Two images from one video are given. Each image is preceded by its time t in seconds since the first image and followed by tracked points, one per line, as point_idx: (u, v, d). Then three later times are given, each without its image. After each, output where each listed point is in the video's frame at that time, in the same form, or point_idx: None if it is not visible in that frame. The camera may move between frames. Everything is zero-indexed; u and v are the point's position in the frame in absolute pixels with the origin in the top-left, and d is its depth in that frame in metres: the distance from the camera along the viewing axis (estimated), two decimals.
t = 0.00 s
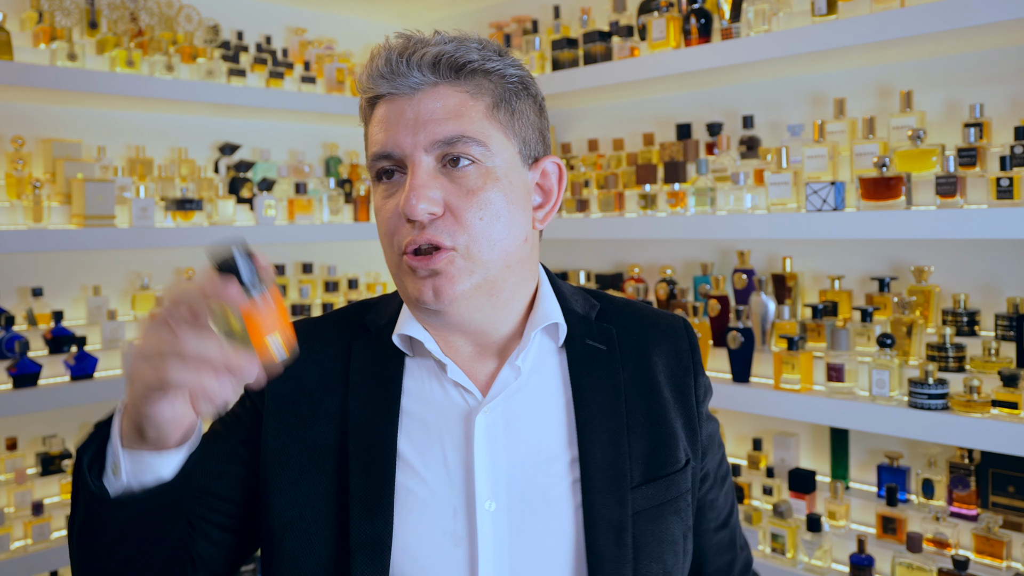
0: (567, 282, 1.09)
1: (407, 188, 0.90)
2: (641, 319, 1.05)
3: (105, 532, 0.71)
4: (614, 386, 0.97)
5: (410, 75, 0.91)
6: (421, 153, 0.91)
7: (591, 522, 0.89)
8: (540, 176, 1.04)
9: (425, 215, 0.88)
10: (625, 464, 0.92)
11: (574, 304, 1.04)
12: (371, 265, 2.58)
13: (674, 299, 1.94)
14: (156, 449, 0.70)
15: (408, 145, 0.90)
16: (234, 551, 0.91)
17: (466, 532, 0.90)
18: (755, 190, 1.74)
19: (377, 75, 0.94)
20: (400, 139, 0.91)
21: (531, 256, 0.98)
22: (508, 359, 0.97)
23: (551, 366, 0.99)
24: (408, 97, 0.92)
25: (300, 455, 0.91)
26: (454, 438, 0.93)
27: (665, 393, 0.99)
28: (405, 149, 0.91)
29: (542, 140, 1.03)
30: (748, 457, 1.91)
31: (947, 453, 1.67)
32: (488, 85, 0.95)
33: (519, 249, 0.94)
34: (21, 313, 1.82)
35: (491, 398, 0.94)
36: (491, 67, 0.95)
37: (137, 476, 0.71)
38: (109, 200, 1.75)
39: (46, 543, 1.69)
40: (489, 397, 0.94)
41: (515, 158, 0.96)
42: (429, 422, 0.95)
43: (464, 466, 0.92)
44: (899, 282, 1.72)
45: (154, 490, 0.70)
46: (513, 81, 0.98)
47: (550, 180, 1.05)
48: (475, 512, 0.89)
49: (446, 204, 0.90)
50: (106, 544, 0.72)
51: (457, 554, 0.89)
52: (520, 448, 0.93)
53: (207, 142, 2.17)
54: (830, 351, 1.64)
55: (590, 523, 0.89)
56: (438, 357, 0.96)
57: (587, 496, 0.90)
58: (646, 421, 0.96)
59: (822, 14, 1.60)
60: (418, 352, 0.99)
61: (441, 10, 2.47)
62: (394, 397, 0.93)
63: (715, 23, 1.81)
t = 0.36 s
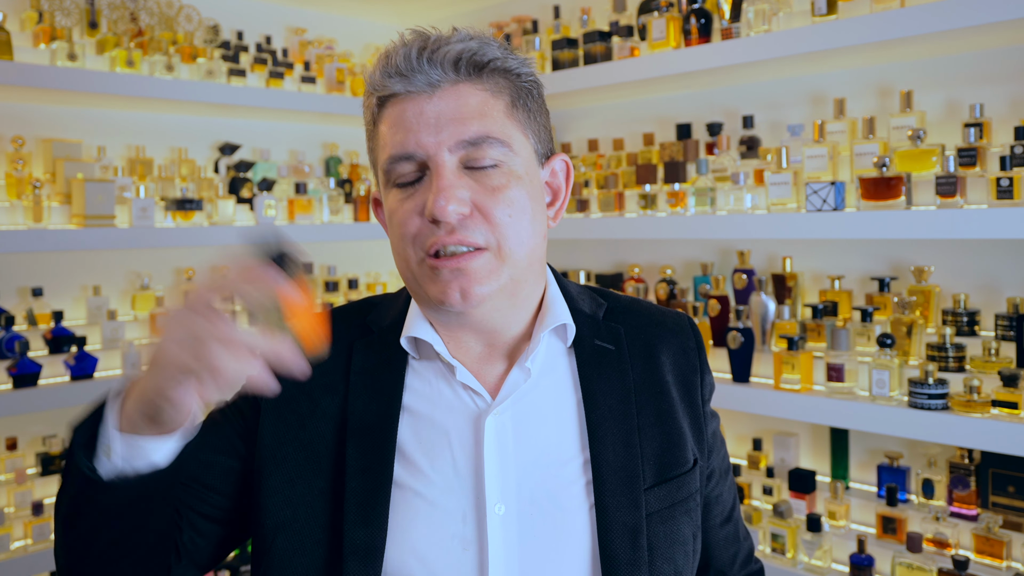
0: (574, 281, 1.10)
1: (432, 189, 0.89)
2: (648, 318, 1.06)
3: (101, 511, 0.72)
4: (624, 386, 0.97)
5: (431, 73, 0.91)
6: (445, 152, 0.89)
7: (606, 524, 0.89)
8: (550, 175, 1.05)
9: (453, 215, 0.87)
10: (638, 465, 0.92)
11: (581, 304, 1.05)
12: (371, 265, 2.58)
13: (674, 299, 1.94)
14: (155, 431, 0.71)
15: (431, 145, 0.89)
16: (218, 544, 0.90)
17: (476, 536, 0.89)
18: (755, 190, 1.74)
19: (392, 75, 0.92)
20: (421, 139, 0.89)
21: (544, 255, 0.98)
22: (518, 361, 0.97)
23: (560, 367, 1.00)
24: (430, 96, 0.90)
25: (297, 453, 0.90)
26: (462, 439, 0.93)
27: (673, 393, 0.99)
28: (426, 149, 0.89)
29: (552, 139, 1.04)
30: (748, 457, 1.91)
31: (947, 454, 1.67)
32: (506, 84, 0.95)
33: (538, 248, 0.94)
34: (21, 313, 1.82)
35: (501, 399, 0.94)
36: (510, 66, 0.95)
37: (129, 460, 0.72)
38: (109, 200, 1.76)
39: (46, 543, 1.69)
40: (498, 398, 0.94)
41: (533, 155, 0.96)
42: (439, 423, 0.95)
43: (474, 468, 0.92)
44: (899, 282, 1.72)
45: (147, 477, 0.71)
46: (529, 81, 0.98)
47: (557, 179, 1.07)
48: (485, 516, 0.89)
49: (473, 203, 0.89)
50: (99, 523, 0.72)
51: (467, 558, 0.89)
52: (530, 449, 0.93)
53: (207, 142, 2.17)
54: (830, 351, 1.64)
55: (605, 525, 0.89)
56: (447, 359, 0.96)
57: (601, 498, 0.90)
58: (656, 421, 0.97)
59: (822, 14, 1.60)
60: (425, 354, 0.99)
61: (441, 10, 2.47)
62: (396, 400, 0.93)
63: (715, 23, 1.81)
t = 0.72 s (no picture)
0: (580, 284, 1.10)
1: (458, 193, 0.89)
2: (656, 324, 1.05)
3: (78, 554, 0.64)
4: (630, 393, 0.97)
5: (463, 76, 0.90)
6: (473, 156, 0.89)
7: (611, 532, 0.89)
8: (563, 182, 1.05)
9: (481, 221, 0.87)
10: (644, 473, 0.92)
11: (589, 308, 1.05)
12: (371, 265, 2.58)
13: (674, 299, 1.94)
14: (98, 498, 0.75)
15: (460, 148, 0.89)
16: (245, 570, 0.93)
17: (480, 540, 0.89)
18: (755, 190, 1.75)
19: (421, 73, 0.91)
20: (450, 142, 0.89)
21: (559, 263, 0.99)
22: (524, 365, 0.97)
23: (567, 371, 0.99)
24: (460, 98, 0.90)
25: (310, 468, 0.91)
26: (467, 442, 0.93)
27: (680, 400, 0.99)
28: (455, 153, 0.89)
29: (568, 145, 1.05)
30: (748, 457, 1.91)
31: (947, 454, 1.67)
32: (535, 89, 0.95)
33: (556, 256, 0.95)
34: (21, 313, 1.82)
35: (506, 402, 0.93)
36: (541, 72, 0.95)
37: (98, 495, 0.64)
38: (109, 200, 1.76)
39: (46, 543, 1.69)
40: (503, 402, 0.94)
41: (553, 161, 0.97)
42: (444, 426, 0.94)
43: (479, 472, 0.92)
44: (899, 282, 1.72)
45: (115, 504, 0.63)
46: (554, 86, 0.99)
47: (569, 186, 1.07)
48: (491, 519, 0.89)
49: (499, 210, 0.89)
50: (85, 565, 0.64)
51: (471, 561, 0.89)
52: (534, 453, 0.93)
53: (207, 142, 2.17)
54: (830, 352, 1.64)
55: (610, 533, 0.89)
56: (452, 362, 0.95)
57: (606, 505, 0.90)
58: (662, 428, 0.96)
59: (822, 14, 1.60)
60: (429, 356, 0.99)
61: (441, 10, 2.47)
62: (404, 406, 0.93)
63: (715, 23, 1.81)
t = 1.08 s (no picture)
0: (579, 284, 1.11)
1: (481, 197, 0.88)
2: (652, 324, 1.05)
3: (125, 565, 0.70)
4: (628, 393, 0.97)
5: (500, 81, 0.91)
6: (500, 162, 0.90)
7: (609, 531, 0.89)
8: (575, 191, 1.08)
9: (502, 229, 0.87)
10: (642, 472, 0.92)
11: (587, 309, 1.05)
12: (371, 265, 2.58)
13: (674, 299, 1.94)
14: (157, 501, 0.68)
15: (489, 153, 0.89)
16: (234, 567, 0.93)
17: (478, 538, 0.89)
18: (755, 190, 1.75)
19: (458, 71, 0.91)
20: (480, 146, 0.89)
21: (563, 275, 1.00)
22: (525, 364, 0.97)
23: (564, 370, 0.99)
24: (495, 102, 0.90)
25: (310, 464, 0.90)
26: (467, 441, 0.93)
27: (677, 400, 0.99)
28: (483, 157, 0.89)
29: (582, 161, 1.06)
30: (748, 457, 1.91)
31: (947, 454, 1.67)
32: (565, 104, 0.96)
33: (564, 270, 0.96)
34: (21, 313, 1.82)
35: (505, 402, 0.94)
36: (574, 88, 0.96)
37: (138, 528, 0.70)
38: (109, 200, 1.75)
39: (46, 543, 1.69)
40: (502, 402, 0.94)
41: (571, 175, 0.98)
42: (442, 424, 0.94)
43: (478, 471, 0.92)
44: (899, 282, 1.72)
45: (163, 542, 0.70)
46: (582, 103, 1.00)
47: (580, 196, 1.09)
48: (489, 518, 0.89)
49: (519, 219, 0.89)
50: None
51: (469, 559, 0.89)
52: (531, 452, 0.93)
53: (207, 142, 2.16)
54: (830, 351, 1.64)
55: (608, 532, 0.89)
56: (452, 360, 0.95)
57: (605, 504, 0.90)
58: (659, 428, 0.97)
59: (822, 14, 1.60)
60: (428, 355, 0.98)
61: (441, 10, 2.47)
62: (404, 404, 0.93)
63: (715, 23, 1.81)
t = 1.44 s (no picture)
0: (580, 288, 1.10)
1: (502, 182, 0.88)
2: (651, 328, 1.06)
3: None
4: (627, 395, 0.97)
5: (527, 72, 0.92)
6: (523, 151, 0.90)
7: (608, 530, 0.89)
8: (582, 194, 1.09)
9: (522, 215, 0.87)
10: (640, 473, 0.92)
11: (587, 311, 1.05)
12: (371, 265, 2.58)
13: (674, 299, 1.94)
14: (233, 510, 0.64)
15: (513, 140, 0.90)
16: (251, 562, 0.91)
17: (478, 536, 0.89)
18: (755, 190, 1.75)
19: (488, 61, 0.93)
20: (505, 132, 0.90)
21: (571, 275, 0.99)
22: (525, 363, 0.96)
23: (565, 371, 0.99)
24: (522, 92, 0.91)
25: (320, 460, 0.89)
26: (469, 441, 0.93)
27: (675, 402, 0.99)
28: (507, 143, 0.90)
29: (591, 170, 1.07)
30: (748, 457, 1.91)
31: (948, 454, 1.67)
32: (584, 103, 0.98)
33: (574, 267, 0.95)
34: (21, 313, 1.82)
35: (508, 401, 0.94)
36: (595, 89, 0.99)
37: (207, 538, 0.67)
38: (109, 200, 1.75)
39: (46, 543, 1.69)
40: (505, 401, 0.94)
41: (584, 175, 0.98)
42: (442, 422, 0.95)
43: (479, 470, 0.92)
44: (899, 282, 1.72)
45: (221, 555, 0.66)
46: (597, 108, 1.02)
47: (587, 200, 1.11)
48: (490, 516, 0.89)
49: (537, 208, 0.89)
50: None
51: (469, 558, 0.89)
52: (530, 451, 0.94)
53: (207, 142, 2.17)
54: (830, 351, 1.64)
55: (607, 531, 0.89)
56: (457, 356, 0.95)
57: (603, 503, 0.90)
58: (657, 430, 0.97)
59: (822, 14, 1.60)
60: (432, 351, 0.98)
61: (441, 10, 2.47)
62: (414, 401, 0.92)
63: (715, 23, 1.81)
